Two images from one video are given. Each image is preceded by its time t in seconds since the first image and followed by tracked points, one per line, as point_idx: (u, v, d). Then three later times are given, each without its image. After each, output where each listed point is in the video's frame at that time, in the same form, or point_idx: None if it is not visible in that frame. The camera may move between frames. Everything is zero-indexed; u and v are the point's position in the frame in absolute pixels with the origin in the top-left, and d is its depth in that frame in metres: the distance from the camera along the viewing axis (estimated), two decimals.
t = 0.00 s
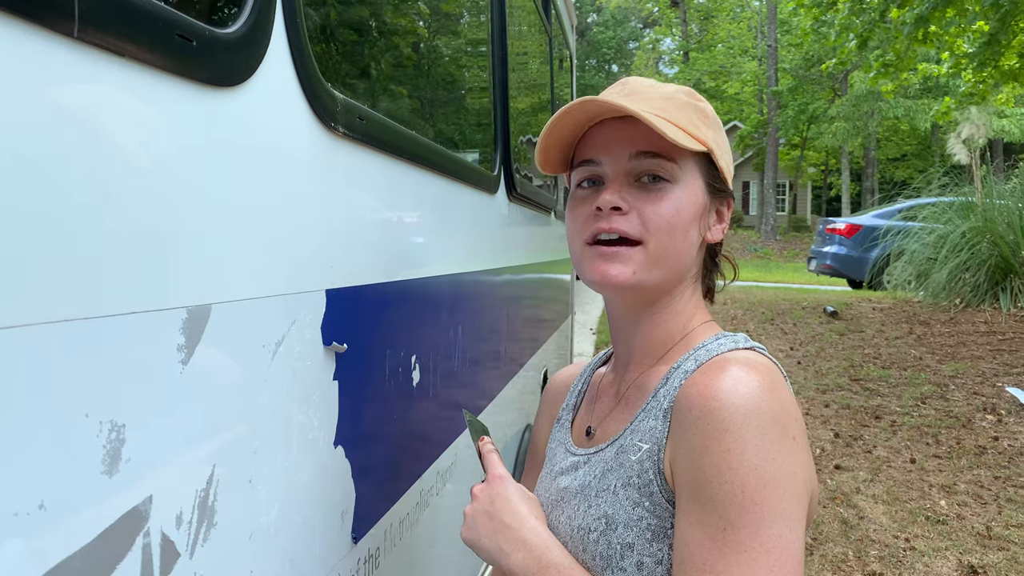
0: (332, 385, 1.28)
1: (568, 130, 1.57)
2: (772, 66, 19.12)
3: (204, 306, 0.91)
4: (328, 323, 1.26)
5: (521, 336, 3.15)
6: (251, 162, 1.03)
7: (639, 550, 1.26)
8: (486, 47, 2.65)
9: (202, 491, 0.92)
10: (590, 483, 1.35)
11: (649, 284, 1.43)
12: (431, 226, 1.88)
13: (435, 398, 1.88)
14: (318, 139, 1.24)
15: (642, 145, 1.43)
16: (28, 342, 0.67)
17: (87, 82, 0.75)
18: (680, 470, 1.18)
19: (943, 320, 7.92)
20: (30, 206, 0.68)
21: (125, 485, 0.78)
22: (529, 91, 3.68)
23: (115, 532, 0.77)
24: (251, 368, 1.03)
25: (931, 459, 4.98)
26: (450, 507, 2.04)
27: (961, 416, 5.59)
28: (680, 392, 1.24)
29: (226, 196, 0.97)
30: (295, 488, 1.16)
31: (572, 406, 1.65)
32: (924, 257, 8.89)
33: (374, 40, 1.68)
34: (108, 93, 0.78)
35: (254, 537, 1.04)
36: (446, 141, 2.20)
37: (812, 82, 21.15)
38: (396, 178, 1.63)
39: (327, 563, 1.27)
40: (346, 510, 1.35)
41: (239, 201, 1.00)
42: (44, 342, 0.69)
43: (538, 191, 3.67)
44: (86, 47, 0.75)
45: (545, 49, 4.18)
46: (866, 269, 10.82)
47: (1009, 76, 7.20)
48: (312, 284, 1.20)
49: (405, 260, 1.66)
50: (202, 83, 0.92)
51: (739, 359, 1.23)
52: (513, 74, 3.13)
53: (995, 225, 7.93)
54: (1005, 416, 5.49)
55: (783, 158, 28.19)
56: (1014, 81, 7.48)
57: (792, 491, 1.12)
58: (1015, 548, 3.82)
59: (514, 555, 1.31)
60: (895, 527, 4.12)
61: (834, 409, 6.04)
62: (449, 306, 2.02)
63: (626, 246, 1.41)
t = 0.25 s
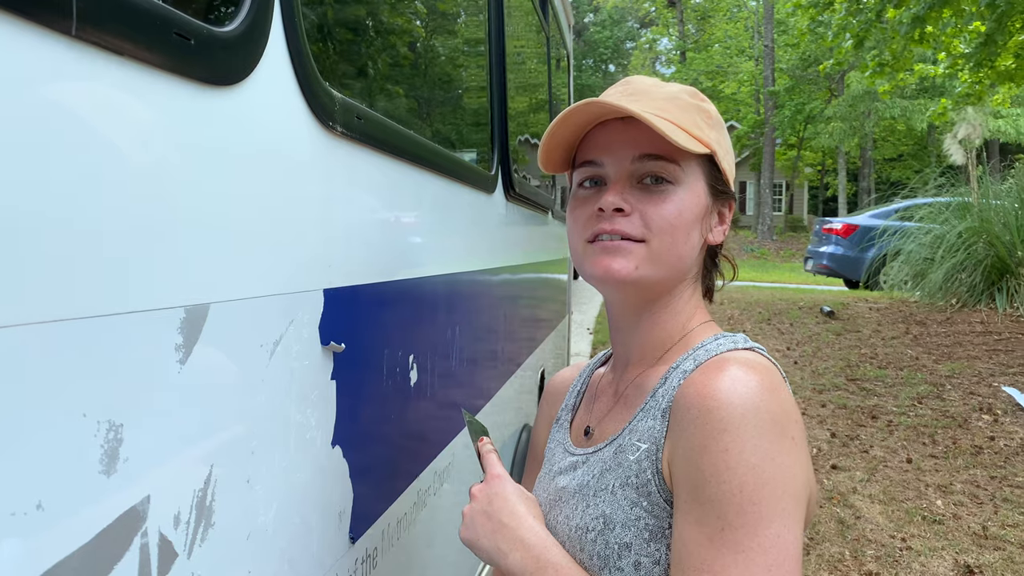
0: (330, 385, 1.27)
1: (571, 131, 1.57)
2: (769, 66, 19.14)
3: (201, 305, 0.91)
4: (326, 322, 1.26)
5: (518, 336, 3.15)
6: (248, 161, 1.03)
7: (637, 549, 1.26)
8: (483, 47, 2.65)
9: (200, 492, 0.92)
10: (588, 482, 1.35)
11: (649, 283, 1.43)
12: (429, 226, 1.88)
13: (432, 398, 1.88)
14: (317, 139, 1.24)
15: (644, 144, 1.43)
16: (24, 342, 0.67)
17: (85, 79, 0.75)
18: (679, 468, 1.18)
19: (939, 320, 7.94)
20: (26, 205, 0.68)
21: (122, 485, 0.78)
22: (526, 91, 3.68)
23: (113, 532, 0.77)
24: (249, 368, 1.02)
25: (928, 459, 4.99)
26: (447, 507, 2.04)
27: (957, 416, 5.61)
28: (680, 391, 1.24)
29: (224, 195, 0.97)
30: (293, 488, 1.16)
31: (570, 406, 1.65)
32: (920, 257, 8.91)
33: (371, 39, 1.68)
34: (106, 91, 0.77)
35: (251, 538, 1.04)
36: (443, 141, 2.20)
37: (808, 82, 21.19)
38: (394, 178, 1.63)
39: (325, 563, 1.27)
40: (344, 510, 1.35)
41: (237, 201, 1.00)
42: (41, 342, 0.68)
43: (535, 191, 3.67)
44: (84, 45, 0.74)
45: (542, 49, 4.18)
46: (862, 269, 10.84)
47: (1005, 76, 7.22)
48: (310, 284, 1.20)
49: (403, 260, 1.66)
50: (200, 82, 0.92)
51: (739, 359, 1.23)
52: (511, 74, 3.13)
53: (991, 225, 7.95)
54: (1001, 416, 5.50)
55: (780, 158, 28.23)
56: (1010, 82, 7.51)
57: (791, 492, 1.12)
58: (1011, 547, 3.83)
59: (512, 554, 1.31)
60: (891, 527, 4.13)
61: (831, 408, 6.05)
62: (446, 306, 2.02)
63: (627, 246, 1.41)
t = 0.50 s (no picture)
0: (329, 384, 1.27)
1: (568, 133, 1.57)
2: (766, 66, 19.16)
3: (200, 304, 0.90)
4: (324, 320, 1.25)
5: (515, 336, 3.15)
6: (246, 160, 1.03)
7: (638, 549, 1.26)
8: (480, 46, 2.65)
9: (198, 491, 0.91)
10: (589, 482, 1.34)
11: (649, 284, 1.42)
12: (426, 225, 1.87)
13: (430, 398, 1.87)
14: (315, 137, 1.24)
15: (640, 144, 1.43)
16: (21, 340, 0.66)
17: (83, 76, 0.74)
18: (679, 468, 1.18)
19: (936, 319, 7.96)
20: (24, 203, 0.67)
21: (120, 484, 0.78)
22: (523, 90, 3.68)
23: (111, 531, 0.77)
24: (248, 367, 1.02)
25: (924, 458, 5.00)
26: (445, 506, 2.04)
27: (954, 415, 5.62)
28: (679, 390, 1.23)
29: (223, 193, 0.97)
30: (291, 488, 1.15)
31: (570, 406, 1.65)
32: (916, 257, 8.92)
33: (368, 38, 1.68)
34: (104, 89, 0.77)
35: (250, 538, 1.03)
36: (440, 140, 2.19)
37: (805, 82, 21.23)
38: (392, 177, 1.62)
39: (323, 563, 1.26)
40: (342, 511, 1.35)
41: (235, 199, 1.00)
42: (36, 340, 0.67)
43: (532, 191, 3.66)
44: (82, 42, 0.74)
45: (539, 49, 4.18)
46: (859, 269, 10.86)
47: (1001, 76, 7.25)
48: (308, 283, 1.19)
49: (400, 259, 1.65)
50: (198, 79, 0.92)
51: (738, 359, 1.23)
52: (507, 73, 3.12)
53: (987, 225, 7.97)
54: (997, 415, 5.51)
55: (776, 158, 28.39)
56: (1006, 82, 7.53)
57: (791, 492, 1.12)
58: (1007, 547, 3.84)
59: (512, 555, 1.31)
60: (888, 526, 4.13)
61: (828, 408, 6.06)
62: (444, 305, 2.02)
63: (625, 247, 1.41)
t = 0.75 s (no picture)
0: (328, 383, 1.27)
1: (565, 135, 1.57)
2: (762, 66, 19.18)
3: (200, 303, 0.90)
4: (323, 319, 1.25)
5: (513, 335, 3.15)
6: (245, 158, 1.02)
7: (637, 549, 1.26)
8: (478, 45, 2.65)
9: (197, 491, 0.91)
10: (588, 481, 1.34)
11: (645, 284, 1.42)
12: (424, 225, 1.87)
13: (428, 397, 1.87)
14: (314, 136, 1.24)
15: (634, 145, 1.43)
16: (19, 339, 0.66)
17: (80, 74, 0.74)
18: (679, 467, 1.18)
19: (932, 319, 7.98)
20: (24, 203, 0.67)
21: (119, 485, 0.77)
22: (521, 90, 3.68)
23: (110, 532, 0.77)
24: (247, 367, 1.02)
25: (921, 457, 5.01)
26: (443, 506, 2.04)
27: (950, 415, 5.63)
28: (680, 390, 1.23)
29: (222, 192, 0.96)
30: (290, 487, 1.15)
31: (570, 405, 1.65)
32: (913, 256, 8.94)
33: (366, 37, 1.68)
34: (103, 87, 0.76)
35: (248, 538, 1.03)
36: (438, 139, 2.19)
37: (801, 82, 21.26)
38: (390, 176, 1.62)
39: (322, 563, 1.26)
40: (341, 510, 1.34)
41: (234, 199, 0.99)
42: (35, 339, 0.67)
43: (530, 190, 3.66)
44: (80, 41, 0.73)
45: (536, 48, 4.18)
46: (856, 269, 10.87)
47: (997, 76, 7.27)
48: (307, 282, 1.19)
49: (398, 259, 1.65)
50: (197, 78, 0.91)
51: (739, 359, 1.22)
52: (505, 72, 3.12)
53: (983, 225, 7.98)
54: (994, 414, 5.53)
55: (773, 157, 28.43)
56: (1002, 82, 7.55)
57: (792, 491, 1.12)
58: (1004, 546, 3.85)
59: (511, 553, 1.31)
60: (885, 525, 4.14)
61: (825, 408, 6.07)
62: (442, 305, 2.02)
63: (621, 247, 1.41)
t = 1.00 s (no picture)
0: (323, 383, 1.27)
1: (566, 133, 1.57)
2: (759, 65, 19.18)
3: (194, 303, 0.90)
4: (319, 319, 1.25)
5: (510, 335, 3.15)
6: (240, 158, 1.02)
7: (632, 549, 1.26)
8: (474, 44, 2.65)
9: (193, 492, 0.91)
10: (584, 481, 1.34)
11: (641, 285, 1.43)
12: (420, 224, 1.87)
13: (424, 397, 1.87)
14: (310, 136, 1.23)
15: (632, 144, 1.43)
16: (14, 340, 0.66)
17: (76, 74, 0.74)
18: (675, 468, 1.18)
19: (928, 318, 8.00)
20: (19, 205, 0.67)
21: (115, 485, 0.77)
22: (517, 89, 3.67)
23: (106, 532, 0.76)
24: (242, 367, 1.01)
25: (917, 457, 5.02)
26: (440, 506, 2.04)
27: (946, 414, 5.64)
28: (676, 392, 1.24)
29: (217, 192, 0.96)
30: (285, 487, 1.15)
31: (567, 404, 1.65)
32: (909, 256, 8.96)
33: (363, 36, 1.68)
34: (98, 88, 0.76)
35: (244, 538, 1.03)
36: (434, 138, 2.19)
37: (798, 81, 21.29)
38: (386, 176, 1.62)
39: (318, 562, 1.26)
40: (337, 510, 1.34)
41: (229, 199, 0.99)
42: (30, 340, 0.67)
43: (526, 190, 3.66)
44: (75, 41, 0.73)
45: (533, 48, 4.17)
46: (852, 268, 10.89)
47: (993, 76, 7.29)
48: (302, 282, 1.19)
49: (394, 258, 1.65)
50: (192, 78, 0.91)
51: (737, 361, 1.22)
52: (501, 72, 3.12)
53: (980, 224, 8.00)
54: (989, 414, 5.55)
55: (769, 156, 28.46)
56: (998, 82, 7.57)
57: (787, 495, 1.12)
58: (1000, 545, 3.86)
59: (506, 553, 1.31)
60: (881, 525, 4.15)
61: (821, 407, 6.08)
62: (438, 305, 2.02)
63: (616, 247, 1.41)
